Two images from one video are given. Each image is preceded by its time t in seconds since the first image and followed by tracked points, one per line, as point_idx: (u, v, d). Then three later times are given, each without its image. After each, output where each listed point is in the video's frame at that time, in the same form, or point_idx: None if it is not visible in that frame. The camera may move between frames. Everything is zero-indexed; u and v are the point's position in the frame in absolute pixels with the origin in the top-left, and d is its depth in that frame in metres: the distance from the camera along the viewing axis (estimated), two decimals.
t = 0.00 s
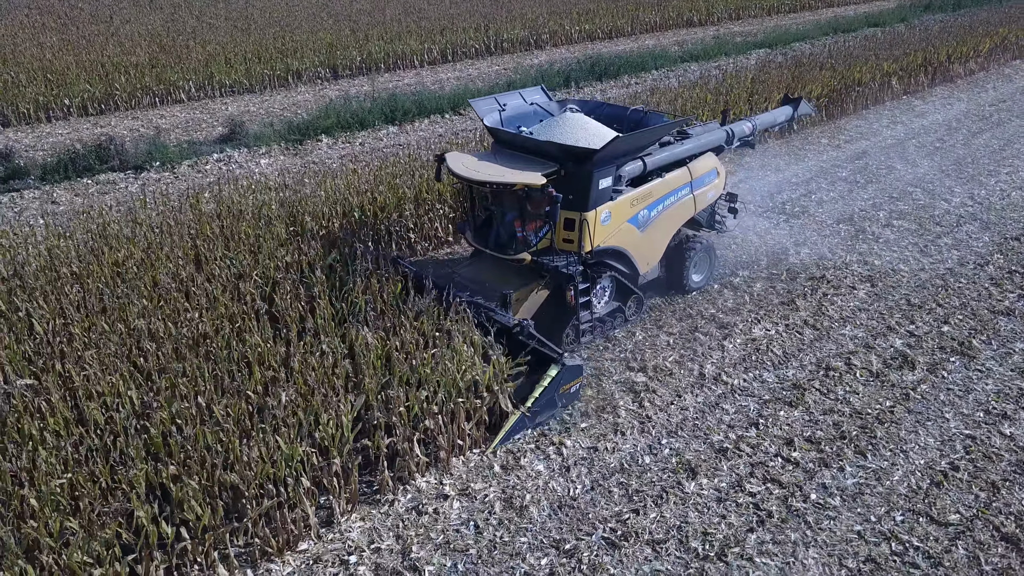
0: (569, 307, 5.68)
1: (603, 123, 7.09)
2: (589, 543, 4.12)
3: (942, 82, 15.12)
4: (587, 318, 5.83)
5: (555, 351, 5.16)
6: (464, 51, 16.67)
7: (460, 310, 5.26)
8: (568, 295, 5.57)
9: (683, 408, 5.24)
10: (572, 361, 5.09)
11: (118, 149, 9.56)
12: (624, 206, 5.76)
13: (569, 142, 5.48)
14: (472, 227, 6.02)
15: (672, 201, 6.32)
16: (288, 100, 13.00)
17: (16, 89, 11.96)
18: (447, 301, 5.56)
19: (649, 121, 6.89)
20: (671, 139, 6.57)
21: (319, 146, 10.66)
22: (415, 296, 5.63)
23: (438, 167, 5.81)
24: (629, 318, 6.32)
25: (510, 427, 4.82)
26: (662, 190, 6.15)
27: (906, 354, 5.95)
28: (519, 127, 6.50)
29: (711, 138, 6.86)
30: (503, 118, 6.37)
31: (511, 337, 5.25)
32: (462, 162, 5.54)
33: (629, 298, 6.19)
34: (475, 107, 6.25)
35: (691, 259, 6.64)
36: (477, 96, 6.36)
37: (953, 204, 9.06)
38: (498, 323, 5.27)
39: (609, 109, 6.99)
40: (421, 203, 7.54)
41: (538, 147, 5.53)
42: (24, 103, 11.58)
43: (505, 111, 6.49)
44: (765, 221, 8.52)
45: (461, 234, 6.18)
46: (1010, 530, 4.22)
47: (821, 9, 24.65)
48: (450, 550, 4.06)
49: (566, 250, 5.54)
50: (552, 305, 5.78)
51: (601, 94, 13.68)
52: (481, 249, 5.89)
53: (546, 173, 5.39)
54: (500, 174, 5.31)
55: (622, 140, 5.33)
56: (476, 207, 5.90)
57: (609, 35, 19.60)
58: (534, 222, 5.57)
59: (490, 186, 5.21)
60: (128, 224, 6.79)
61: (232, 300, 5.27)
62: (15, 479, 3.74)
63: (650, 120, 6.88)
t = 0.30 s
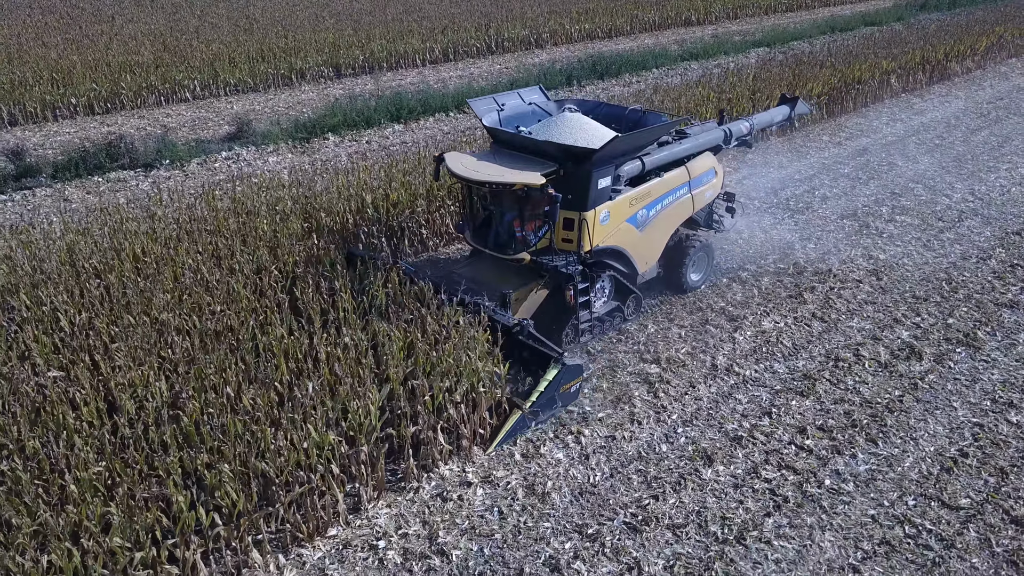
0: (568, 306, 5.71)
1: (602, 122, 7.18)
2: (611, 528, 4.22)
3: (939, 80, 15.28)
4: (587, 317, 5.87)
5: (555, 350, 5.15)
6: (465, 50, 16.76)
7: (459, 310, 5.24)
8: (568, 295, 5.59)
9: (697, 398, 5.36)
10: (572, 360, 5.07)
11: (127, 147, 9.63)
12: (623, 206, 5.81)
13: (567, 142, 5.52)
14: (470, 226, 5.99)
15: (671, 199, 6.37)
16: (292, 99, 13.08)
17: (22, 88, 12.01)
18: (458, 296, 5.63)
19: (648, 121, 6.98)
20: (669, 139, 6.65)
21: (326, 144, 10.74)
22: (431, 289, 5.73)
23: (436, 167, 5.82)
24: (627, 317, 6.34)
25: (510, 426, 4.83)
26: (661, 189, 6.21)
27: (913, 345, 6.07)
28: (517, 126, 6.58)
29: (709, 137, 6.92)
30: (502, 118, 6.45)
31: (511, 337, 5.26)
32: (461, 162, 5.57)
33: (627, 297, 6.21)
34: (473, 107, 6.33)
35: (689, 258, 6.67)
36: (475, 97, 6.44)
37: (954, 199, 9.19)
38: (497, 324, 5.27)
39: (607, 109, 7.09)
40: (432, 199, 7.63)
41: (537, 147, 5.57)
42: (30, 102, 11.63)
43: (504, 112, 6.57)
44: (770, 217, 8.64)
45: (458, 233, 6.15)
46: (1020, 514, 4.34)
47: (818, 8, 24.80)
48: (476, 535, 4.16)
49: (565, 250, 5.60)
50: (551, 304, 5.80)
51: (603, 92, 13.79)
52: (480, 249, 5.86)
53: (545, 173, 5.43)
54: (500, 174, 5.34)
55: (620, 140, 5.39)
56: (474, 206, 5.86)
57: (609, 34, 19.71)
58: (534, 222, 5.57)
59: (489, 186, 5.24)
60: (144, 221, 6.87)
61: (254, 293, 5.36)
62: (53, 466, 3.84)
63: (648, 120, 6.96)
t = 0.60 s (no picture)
0: (568, 306, 5.72)
1: (602, 121, 7.26)
2: (633, 513, 4.32)
3: (938, 79, 15.42)
4: (587, 318, 5.88)
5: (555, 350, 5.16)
6: (467, 49, 16.84)
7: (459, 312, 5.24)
8: (568, 295, 5.60)
9: (711, 389, 5.46)
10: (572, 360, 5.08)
11: (137, 146, 9.69)
12: (623, 205, 5.83)
13: (567, 142, 5.56)
14: (470, 228, 6.01)
15: (671, 199, 6.41)
16: (297, 98, 13.14)
17: (29, 87, 12.06)
18: (474, 292, 5.70)
19: (647, 121, 7.05)
20: (668, 139, 6.68)
21: (333, 142, 10.81)
22: (449, 282, 5.83)
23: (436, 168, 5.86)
24: (628, 317, 6.34)
25: (512, 427, 4.82)
26: (661, 189, 6.23)
27: (920, 337, 6.18)
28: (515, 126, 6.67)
29: (707, 136, 6.96)
30: (501, 118, 6.55)
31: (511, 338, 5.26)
32: (461, 162, 5.61)
33: (627, 297, 6.21)
34: (471, 107, 6.43)
35: (687, 257, 6.68)
36: (474, 97, 6.54)
37: (956, 195, 9.32)
38: (497, 325, 5.26)
39: (606, 109, 7.18)
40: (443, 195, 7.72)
41: (536, 148, 5.62)
42: (38, 101, 11.69)
43: (503, 112, 6.67)
44: (775, 213, 8.74)
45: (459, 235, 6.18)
46: None
47: (815, 7, 24.94)
48: (501, 521, 4.25)
49: (565, 250, 5.62)
50: (551, 305, 5.80)
51: (606, 90, 13.89)
52: (480, 250, 5.88)
53: (545, 173, 5.47)
54: (500, 174, 5.39)
55: (620, 140, 5.41)
56: (473, 206, 5.88)
57: (608, 33, 19.80)
58: (533, 222, 5.61)
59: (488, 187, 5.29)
60: (160, 218, 6.94)
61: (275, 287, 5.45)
62: (90, 455, 3.93)
63: (647, 119, 7.02)
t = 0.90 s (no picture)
0: (569, 306, 5.74)
1: (601, 120, 7.32)
2: (655, 501, 4.40)
3: (936, 77, 15.55)
4: (588, 318, 5.88)
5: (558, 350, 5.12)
6: (470, 48, 16.91)
7: (464, 308, 5.26)
8: (569, 296, 5.59)
9: (726, 380, 5.55)
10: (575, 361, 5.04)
11: (147, 144, 9.75)
12: (624, 205, 5.82)
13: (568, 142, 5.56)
14: (472, 228, 6.03)
15: (671, 199, 6.39)
16: (303, 97, 13.20)
17: (36, 86, 12.09)
18: (490, 287, 5.77)
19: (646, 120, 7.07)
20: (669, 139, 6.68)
21: (341, 140, 10.88)
22: (463, 280, 5.90)
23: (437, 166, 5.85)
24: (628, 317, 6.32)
25: (514, 428, 4.78)
26: (662, 189, 6.22)
27: (929, 329, 6.28)
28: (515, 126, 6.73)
29: (707, 136, 6.95)
30: (501, 118, 6.61)
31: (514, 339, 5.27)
32: (462, 162, 5.58)
33: (628, 298, 6.20)
34: (472, 107, 6.49)
35: (688, 258, 6.65)
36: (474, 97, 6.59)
37: (958, 191, 9.44)
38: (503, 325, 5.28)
39: (606, 109, 7.23)
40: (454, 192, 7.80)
41: (537, 148, 5.61)
42: (44, 100, 11.72)
43: (503, 112, 6.73)
44: (782, 209, 8.84)
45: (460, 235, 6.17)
46: None
47: (813, 6, 25.08)
48: (527, 509, 4.33)
49: (566, 250, 5.60)
50: (553, 305, 5.82)
51: (609, 89, 13.98)
52: (482, 250, 5.91)
53: (547, 173, 5.47)
54: (502, 174, 5.36)
55: (621, 140, 5.41)
56: (474, 207, 5.90)
57: (609, 32, 19.90)
58: (534, 222, 5.61)
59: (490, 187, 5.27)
60: (175, 216, 7.00)
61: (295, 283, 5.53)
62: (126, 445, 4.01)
63: (647, 118, 7.04)
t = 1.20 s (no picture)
0: (573, 307, 5.71)
1: (602, 121, 7.35)
2: (678, 490, 4.49)
3: (936, 75, 15.67)
4: (592, 320, 5.82)
5: (563, 351, 5.08)
6: (472, 48, 16.98)
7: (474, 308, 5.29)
8: (573, 297, 5.58)
9: (742, 373, 5.65)
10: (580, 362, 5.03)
11: (158, 144, 9.80)
12: (626, 206, 5.83)
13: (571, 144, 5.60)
14: (473, 229, 6.04)
15: (673, 200, 6.40)
16: (308, 96, 13.26)
17: (44, 86, 12.13)
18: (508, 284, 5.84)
19: (647, 121, 7.09)
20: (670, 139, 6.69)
21: (348, 140, 10.94)
22: (480, 276, 5.97)
23: (439, 169, 5.91)
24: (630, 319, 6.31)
25: (520, 429, 4.79)
26: (663, 190, 6.23)
27: (939, 323, 6.38)
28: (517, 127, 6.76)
29: (709, 137, 6.97)
30: (502, 120, 6.64)
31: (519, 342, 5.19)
32: (464, 164, 5.64)
33: (631, 299, 6.20)
34: (473, 108, 6.51)
35: (689, 258, 6.65)
36: (475, 98, 6.65)
37: (962, 188, 9.55)
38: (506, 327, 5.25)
39: (606, 111, 7.26)
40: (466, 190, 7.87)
41: (540, 150, 5.66)
42: (52, 100, 11.75)
43: (504, 113, 6.76)
44: (789, 206, 8.94)
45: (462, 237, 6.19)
46: None
47: (810, 6, 25.20)
48: (553, 499, 4.40)
49: (569, 251, 5.60)
50: (556, 306, 5.81)
51: (612, 88, 14.07)
52: (484, 251, 5.93)
53: (549, 174, 5.50)
54: (506, 176, 5.39)
55: (624, 141, 5.44)
56: (477, 208, 5.92)
57: (610, 32, 19.99)
58: (537, 223, 5.58)
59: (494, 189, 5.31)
60: (192, 214, 7.06)
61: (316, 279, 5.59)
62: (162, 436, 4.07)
63: (648, 119, 7.06)
